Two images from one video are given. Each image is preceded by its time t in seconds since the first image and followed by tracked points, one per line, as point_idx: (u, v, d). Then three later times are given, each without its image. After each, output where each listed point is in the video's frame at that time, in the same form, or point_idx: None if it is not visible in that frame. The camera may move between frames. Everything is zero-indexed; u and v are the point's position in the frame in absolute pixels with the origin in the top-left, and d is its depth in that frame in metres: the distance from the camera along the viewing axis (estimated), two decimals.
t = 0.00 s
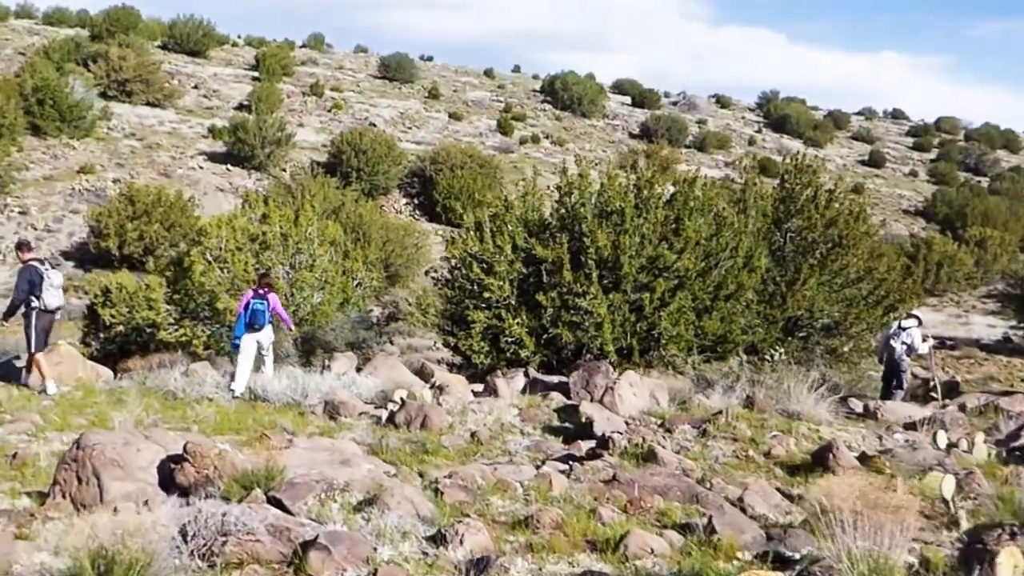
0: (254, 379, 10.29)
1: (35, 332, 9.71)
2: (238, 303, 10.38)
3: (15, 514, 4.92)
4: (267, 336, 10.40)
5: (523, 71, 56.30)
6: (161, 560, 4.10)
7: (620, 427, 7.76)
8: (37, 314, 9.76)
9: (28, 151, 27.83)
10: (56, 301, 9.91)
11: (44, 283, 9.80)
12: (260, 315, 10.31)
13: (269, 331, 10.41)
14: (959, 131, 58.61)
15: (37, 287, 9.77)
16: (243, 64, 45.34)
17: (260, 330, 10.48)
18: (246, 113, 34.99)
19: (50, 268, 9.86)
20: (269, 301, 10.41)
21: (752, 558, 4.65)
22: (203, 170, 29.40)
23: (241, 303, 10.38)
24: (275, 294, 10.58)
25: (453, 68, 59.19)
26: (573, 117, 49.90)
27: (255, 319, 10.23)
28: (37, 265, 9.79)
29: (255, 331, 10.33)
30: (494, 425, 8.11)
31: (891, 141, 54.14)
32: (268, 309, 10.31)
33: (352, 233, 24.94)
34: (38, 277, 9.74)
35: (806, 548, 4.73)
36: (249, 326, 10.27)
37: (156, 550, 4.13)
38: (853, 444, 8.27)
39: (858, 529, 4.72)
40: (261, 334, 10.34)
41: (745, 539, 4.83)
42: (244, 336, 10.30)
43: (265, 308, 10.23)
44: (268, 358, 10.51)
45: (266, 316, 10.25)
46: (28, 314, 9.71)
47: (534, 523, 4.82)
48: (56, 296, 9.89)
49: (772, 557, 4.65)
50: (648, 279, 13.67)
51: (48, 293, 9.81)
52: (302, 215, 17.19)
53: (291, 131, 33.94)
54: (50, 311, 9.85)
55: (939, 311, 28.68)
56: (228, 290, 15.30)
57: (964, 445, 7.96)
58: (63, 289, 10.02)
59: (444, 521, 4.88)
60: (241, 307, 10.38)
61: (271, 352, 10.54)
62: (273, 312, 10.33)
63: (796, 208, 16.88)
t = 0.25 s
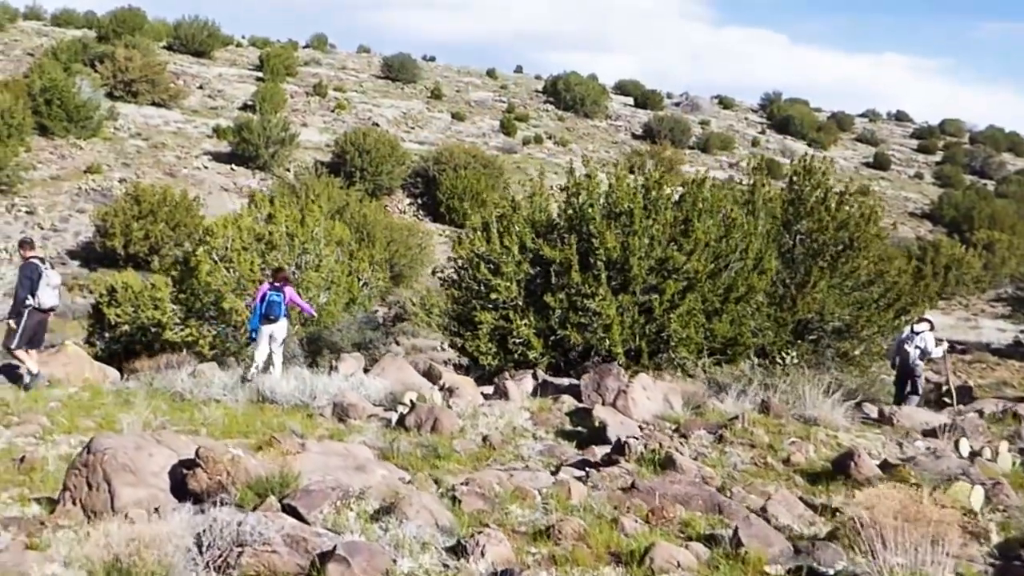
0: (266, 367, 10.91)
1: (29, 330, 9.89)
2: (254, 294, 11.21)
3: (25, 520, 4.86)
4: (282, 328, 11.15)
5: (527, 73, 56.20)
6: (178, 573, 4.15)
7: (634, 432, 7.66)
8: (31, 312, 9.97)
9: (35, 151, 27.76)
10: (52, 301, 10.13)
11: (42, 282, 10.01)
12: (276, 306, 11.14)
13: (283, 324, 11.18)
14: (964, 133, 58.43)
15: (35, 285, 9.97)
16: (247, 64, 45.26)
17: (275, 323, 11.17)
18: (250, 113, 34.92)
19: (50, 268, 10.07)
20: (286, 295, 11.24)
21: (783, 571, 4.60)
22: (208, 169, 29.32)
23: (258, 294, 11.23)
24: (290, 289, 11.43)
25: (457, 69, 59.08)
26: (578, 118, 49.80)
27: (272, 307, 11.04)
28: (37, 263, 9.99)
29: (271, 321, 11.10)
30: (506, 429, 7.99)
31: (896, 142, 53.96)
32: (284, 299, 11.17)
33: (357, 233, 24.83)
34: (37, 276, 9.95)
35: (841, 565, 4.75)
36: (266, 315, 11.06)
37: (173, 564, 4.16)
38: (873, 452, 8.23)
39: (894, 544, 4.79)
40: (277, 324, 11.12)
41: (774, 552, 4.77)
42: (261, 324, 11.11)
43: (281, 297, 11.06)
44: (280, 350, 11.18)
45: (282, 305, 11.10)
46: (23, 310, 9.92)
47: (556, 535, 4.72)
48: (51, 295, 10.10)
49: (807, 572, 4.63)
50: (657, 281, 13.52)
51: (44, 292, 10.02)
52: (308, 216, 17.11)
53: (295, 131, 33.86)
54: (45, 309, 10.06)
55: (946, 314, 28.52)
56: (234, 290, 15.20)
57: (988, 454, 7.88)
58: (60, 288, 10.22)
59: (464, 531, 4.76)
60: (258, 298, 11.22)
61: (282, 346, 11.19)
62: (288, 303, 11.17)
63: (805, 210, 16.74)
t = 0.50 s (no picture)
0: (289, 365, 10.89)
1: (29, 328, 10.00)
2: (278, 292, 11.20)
3: (46, 528, 4.79)
4: (305, 327, 11.13)
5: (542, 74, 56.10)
6: None
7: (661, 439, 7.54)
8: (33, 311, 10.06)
9: (54, 151, 27.85)
10: (54, 300, 10.19)
11: (44, 281, 10.09)
12: (299, 304, 11.12)
13: (306, 322, 11.16)
14: (982, 134, 57.93)
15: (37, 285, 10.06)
16: (264, 65, 45.36)
17: (299, 321, 11.14)
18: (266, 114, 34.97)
19: (52, 268, 10.15)
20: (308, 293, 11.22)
21: None
22: (225, 170, 29.36)
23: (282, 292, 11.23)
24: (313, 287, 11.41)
25: (472, 70, 59.04)
26: (594, 119, 49.63)
27: (295, 306, 11.03)
28: (40, 263, 10.07)
29: (294, 320, 11.09)
30: (530, 434, 7.87)
31: (913, 144, 53.52)
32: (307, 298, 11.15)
33: (373, 234, 24.75)
34: (38, 275, 10.04)
35: None
36: (289, 314, 11.05)
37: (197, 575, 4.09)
38: (905, 460, 8.11)
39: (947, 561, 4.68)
40: (300, 323, 11.11)
41: (814, 565, 4.60)
42: (285, 323, 11.09)
43: (304, 296, 11.04)
44: (303, 348, 11.18)
45: (305, 303, 11.07)
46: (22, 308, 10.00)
47: (590, 547, 4.60)
48: (52, 295, 10.14)
49: None
50: (679, 284, 13.33)
51: (45, 292, 10.10)
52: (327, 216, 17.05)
53: (312, 132, 33.88)
54: (46, 309, 10.13)
55: (966, 318, 28.23)
56: (252, 291, 15.13)
57: None
58: (62, 289, 10.25)
59: (495, 542, 4.64)
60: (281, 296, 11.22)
61: (306, 344, 11.17)
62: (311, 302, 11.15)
63: (827, 211, 16.51)
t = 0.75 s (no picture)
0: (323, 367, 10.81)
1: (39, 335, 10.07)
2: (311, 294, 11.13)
3: (79, 532, 4.71)
4: (339, 328, 11.06)
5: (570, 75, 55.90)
6: None
7: (703, 447, 7.36)
8: (45, 318, 10.12)
9: (86, 151, 28.06)
10: (65, 307, 10.20)
11: (53, 288, 10.12)
12: (333, 305, 11.07)
13: (340, 323, 11.10)
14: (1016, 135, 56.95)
15: (47, 291, 10.10)
16: (292, 67, 45.55)
17: (332, 322, 11.08)
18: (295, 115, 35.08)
19: (61, 275, 10.15)
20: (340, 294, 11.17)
21: None
22: (254, 170, 29.46)
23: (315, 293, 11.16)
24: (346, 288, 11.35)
25: (499, 71, 58.97)
26: (622, 120, 49.35)
27: (329, 307, 10.97)
28: (48, 270, 10.08)
29: (328, 321, 11.03)
30: (568, 440, 7.72)
31: (945, 145, 52.72)
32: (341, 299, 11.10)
33: (401, 235, 24.67)
34: (47, 282, 10.07)
35: None
36: (323, 315, 10.99)
37: None
38: (953, 470, 7.88)
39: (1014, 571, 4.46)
40: (334, 324, 11.05)
41: None
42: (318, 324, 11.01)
43: (337, 296, 10.99)
44: (337, 349, 11.10)
45: (339, 304, 11.02)
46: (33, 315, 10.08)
47: (640, 561, 4.42)
48: (61, 302, 10.14)
49: None
50: (715, 286, 13.06)
51: (55, 299, 10.11)
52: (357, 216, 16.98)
53: (340, 132, 33.95)
54: (56, 315, 10.15)
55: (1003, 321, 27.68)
56: (283, 291, 15.09)
57: None
58: (71, 296, 10.23)
59: (542, 555, 4.50)
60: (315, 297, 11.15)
61: (339, 345, 11.09)
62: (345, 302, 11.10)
63: (864, 212, 16.00)
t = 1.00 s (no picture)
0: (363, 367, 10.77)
1: (63, 331, 10.13)
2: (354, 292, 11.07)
3: (120, 537, 4.64)
4: (380, 328, 10.99)
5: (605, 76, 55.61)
6: None
7: (754, 452, 7.07)
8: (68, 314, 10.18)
9: (125, 151, 28.34)
10: (85, 302, 10.20)
11: (72, 284, 10.14)
12: (376, 305, 11.01)
13: (381, 323, 11.03)
14: None
15: (66, 288, 10.13)
16: (329, 68, 45.75)
17: (374, 322, 11.02)
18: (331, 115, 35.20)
19: (78, 271, 10.13)
20: (383, 294, 11.11)
21: None
22: (291, 170, 29.58)
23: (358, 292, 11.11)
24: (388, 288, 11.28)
25: (534, 72, 58.83)
26: (657, 120, 48.98)
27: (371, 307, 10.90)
28: (66, 267, 10.11)
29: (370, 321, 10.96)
30: (613, 445, 7.50)
31: (987, 145, 51.67)
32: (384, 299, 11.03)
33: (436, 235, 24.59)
34: (65, 279, 10.09)
35: None
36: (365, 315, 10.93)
37: None
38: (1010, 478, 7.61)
39: None
40: (376, 324, 10.99)
41: None
42: (361, 324, 10.96)
43: (380, 297, 10.93)
44: (377, 348, 11.03)
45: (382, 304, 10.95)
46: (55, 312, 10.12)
47: None
48: (81, 297, 10.15)
49: None
50: (759, 289, 12.64)
51: (74, 295, 10.13)
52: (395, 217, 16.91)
53: (376, 133, 33.99)
54: (78, 311, 10.18)
55: None
56: (322, 292, 15.05)
57: None
58: (91, 290, 10.24)
59: (600, 570, 4.30)
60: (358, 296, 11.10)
61: (379, 344, 11.01)
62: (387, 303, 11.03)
63: (909, 214, 15.15)
